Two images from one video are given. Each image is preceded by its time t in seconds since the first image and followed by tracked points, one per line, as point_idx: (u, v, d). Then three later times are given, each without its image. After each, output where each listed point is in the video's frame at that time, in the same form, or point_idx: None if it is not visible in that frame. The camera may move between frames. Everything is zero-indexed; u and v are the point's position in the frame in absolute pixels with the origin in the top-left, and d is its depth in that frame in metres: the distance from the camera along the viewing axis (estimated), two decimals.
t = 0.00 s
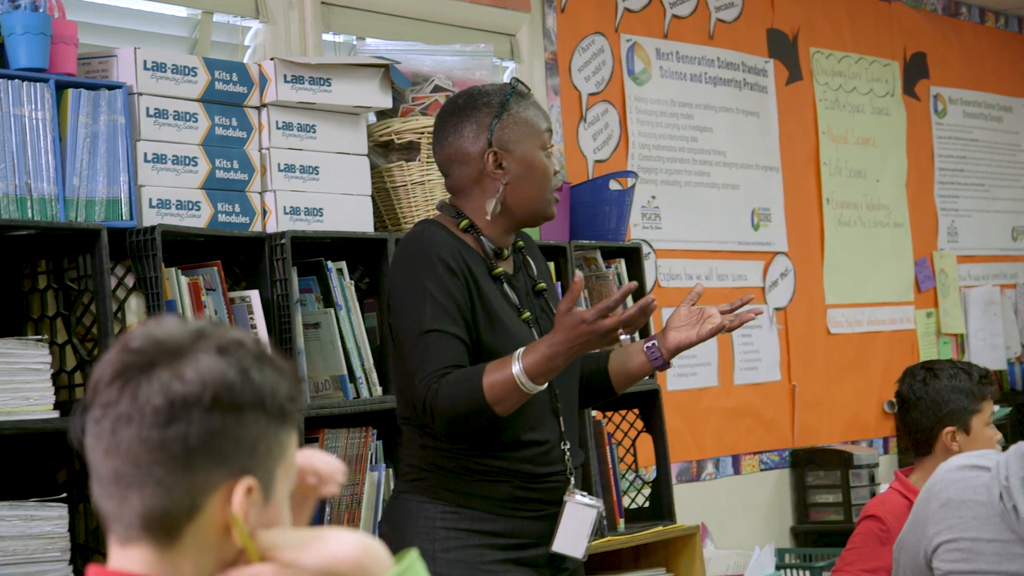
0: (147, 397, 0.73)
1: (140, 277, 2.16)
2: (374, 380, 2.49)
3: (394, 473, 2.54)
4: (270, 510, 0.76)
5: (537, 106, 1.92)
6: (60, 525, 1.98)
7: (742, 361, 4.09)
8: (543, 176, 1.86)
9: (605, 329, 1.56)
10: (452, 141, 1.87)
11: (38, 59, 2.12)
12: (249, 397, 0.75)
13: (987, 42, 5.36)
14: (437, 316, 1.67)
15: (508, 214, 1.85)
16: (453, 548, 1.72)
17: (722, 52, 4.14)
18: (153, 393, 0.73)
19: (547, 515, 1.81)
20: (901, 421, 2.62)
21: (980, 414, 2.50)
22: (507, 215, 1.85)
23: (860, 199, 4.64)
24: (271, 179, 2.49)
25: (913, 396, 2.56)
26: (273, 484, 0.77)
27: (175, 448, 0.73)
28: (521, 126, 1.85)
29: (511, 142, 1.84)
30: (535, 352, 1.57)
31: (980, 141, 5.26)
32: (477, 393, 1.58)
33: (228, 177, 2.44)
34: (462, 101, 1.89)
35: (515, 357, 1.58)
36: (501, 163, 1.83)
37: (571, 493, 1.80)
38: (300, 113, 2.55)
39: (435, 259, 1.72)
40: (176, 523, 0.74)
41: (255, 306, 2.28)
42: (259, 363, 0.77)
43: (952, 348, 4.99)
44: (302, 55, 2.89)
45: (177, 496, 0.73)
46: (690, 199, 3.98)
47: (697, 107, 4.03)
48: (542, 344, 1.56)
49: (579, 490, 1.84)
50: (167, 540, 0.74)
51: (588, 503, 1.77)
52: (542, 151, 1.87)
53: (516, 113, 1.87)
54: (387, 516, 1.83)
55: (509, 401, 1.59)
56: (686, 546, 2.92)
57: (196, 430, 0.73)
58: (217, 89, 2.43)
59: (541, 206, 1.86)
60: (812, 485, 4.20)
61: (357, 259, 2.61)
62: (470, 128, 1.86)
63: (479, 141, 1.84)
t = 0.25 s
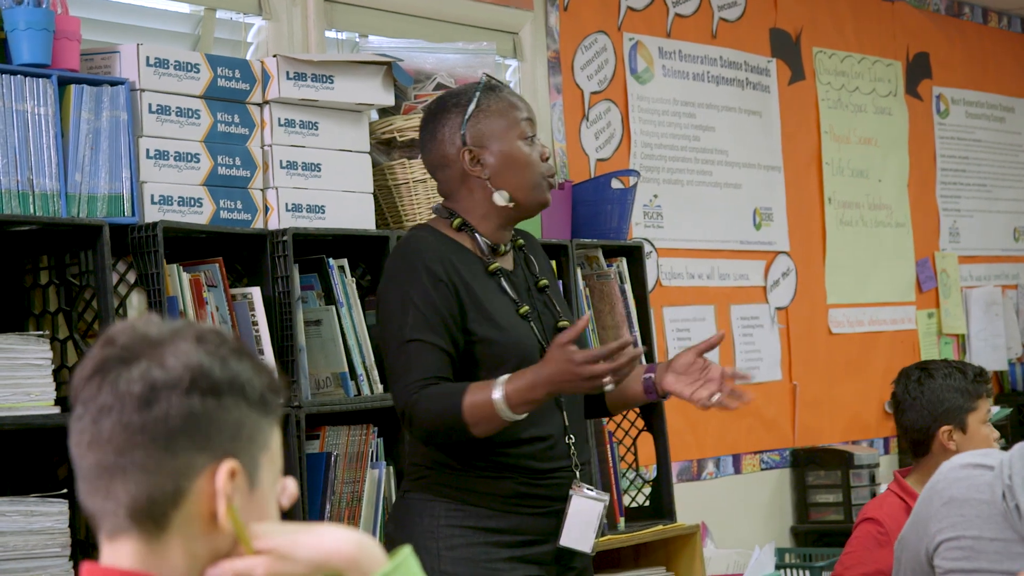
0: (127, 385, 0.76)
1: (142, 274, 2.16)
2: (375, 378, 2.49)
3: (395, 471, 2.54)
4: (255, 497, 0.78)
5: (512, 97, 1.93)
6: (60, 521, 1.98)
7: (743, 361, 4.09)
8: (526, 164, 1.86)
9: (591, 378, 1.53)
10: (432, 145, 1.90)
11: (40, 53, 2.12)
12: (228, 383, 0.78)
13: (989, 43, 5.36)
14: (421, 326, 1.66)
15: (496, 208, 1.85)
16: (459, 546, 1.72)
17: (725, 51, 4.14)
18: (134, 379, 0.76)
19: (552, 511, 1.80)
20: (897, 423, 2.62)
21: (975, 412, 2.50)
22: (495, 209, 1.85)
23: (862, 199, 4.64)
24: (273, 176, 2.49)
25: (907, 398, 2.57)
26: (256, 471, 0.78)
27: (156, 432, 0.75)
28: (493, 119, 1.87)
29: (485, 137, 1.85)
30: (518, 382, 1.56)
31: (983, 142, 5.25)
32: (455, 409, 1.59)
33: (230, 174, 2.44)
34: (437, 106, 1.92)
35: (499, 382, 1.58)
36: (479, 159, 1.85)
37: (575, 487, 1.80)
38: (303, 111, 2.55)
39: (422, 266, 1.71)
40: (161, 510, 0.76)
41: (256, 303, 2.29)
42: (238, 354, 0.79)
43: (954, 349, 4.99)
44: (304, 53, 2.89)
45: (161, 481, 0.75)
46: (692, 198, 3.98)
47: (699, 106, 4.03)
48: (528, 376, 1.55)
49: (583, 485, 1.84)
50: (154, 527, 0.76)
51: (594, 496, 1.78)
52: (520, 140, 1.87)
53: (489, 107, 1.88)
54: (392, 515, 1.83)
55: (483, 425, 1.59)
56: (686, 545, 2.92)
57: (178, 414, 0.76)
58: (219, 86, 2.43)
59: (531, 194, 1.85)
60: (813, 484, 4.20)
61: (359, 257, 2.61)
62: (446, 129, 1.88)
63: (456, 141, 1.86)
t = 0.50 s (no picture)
0: (138, 378, 0.78)
1: (144, 270, 2.16)
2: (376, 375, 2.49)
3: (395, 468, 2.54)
4: (254, 497, 0.80)
5: (509, 99, 1.92)
6: (61, 517, 1.98)
7: (743, 360, 4.08)
8: (515, 163, 1.85)
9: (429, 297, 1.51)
10: (424, 145, 1.92)
11: (42, 48, 2.12)
12: (236, 381, 0.81)
13: (992, 44, 5.36)
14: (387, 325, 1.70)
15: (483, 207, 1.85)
16: (457, 544, 1.72)
17: (727, 50, 4.14)
18: (147, 371, 0.78)
19: (555, 510, 1.78)
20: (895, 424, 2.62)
21: (975, 413, 2.50)
22: (482, 209, 1.85)
23: (863, 200, 4.64)
24: (274, 173, 2.49)
25: (906, 399, 2.57)
26: (257, 472, 0.81)
27: (166, 424, 0.78)
28: (484, 118, 1.87)
29: (474, 136, 1.86)
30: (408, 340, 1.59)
31: (985, 143, 5.25)
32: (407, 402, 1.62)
33: (232, 171, 2.44)
34: (433, 106, 1.94)
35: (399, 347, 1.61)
36: (467, 158, 1.86)
37: (579, 481, 1.77)
38: (304, 108, 2.55)
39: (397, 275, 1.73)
40: (163, 504, 0.77)
41: (257, 299, 2.28)
42: (245, 356, 0.82)
43: (954, 350, 4.98)
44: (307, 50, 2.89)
45: (166, 474, 0.77)
46: (694, 197, 3.98)
47: (701, 105, 4.03)
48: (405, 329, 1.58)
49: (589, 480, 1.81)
50: (155, 521, 0.77)
51: (599, 490, 1.75)
52: (511, 141, 1.87)
53: (481, 107, 1.89)
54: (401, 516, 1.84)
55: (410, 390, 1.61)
56: (685, 544, 2.92)
57: (188, 407, 0.78)
58: (221, 82, 2.43)
59: (518, 193, 1.84)
60: (813, 484, 4.20)
61: (359, 255, 2.63)
62: (439, 129, 1.90)
63: (446, 140, 1.88)
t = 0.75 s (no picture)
0: (149, 374, 0.78)
1: (144, 266, 2.16)
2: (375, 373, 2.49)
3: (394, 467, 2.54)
4: (256, 500, 0.81)
5: (521, 111, 1.90)
6: (60, 513, 1.98)
7: (743, 361, 4.08)
8: (515, 180, 1.84)
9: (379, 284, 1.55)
10: (430, 148, 1.92)
11: (46, 44, 2.12)
12: (245, 381, 0.82)
13: (994, 45, 5.36)
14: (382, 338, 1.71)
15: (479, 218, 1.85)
16: (444, 545, 1.73)
17: (729, 50, 4.14)
18: (159, 367, 0.79)
19: (543, 510, 1.77)
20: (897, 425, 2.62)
21: (976, 414, 2.50)
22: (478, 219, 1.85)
23: (864, 200, 4.64)
24: (275, 170, 2.49)
25: (908, 400, 2.57)
26: (261, 474, 0.82)
27: (176, 422, 0.78)
28: (491, 131, 1.86)
29: (479, 147, 1.85)
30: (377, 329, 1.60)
31: (986, 144, 5.25)
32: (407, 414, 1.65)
33: (232, 168, 2.44)
34: (442, 108, 1.93)
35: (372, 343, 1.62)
36: (469, 168, 1.85)
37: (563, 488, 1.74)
38: (306, 105, 2.55)
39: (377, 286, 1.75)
40: (171, 503, 0.78)
41: (257, 297, 2.28)
42: (251, 357, 0.83)
43: (954, 351, 4.98)
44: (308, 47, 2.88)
45: (176, 473, 0.78)
46: (695, 197, 3.98)
47: (703, 105, 4.03)
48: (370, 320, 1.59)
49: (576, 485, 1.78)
50: (161, 520, 0.78)
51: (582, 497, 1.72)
52: (515, 156, 1.85)
53: (490, 118, 1.87)
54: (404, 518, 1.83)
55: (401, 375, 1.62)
56: (684, 544, 2.92)
57: (200, 405, 0.79)
58: (223, 80, 2.43)
59: (515, 209, 1.84)
60: (812, 485, 4.20)
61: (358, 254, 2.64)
62: (446, 134, 1.90)
63: (451, 147, 1.88)
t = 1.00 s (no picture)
0: (161, 366, 0.79)
1: (144, 263, 2.16)
2: (374, 371, 2.49)
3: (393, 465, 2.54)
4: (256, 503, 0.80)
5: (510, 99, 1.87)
6: (58, 510, 1.98)
7: (743, 361, 4.09)
8: (517, 164, 1.79)
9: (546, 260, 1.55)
10: (426, 147, 1.86)
11: (46, 42, 2.13)
12: (254, 382, 0.83)
13: (995, 47, 5.36)
14: (420, 316, 1.68)
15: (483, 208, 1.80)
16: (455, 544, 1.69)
17: (730, 51, 4.14)
18: (172, 359, 0.79)
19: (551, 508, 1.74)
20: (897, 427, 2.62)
21: (976, 416, 2.50)
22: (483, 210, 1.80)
23: (864, 202, 4.63)
24: (276, 168, 2.49)
25: (908, 401, 2.57)
26: (262, 476, 0.81)
27: (185, 415, 0.78)
28: (485, 119, 1.81)
29: (476, 137, 1.80)
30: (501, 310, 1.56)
31: (986, 146, 5.25)
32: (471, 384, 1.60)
33: (233, 165, 2.44)
34: (434, 107, 1.88)
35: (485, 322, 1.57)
36: (470, 159, 1.80)
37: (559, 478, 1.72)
38: (307, 103, 2.55)
39: (403, 264, 1.73)
40: (171, 499, 0.77)
41: (257, 295, 2.29)
42: (259, 360, 0.85)
43: (954, 353, 4.98)
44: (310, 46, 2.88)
45: (178, 468, 0.77)
46: (695, 198, 3.98)
47: (704, 106, 4.03)
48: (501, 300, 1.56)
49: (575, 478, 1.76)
50: (160, 515, 0.78)
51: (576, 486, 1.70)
52: (512, 141, 1.81)
53: (482, 107, 1.83)
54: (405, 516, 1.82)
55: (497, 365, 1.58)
56: (682, 545, 2.92)
57: (209, 400, 0.79)
58: (224, 77, 2.42)
59: (520, 197, 1.79)
60: (810, 486, 4.20)
61: (359, 251, 2.62)
62: (440, 129, 1.84)
63: (448, 141, 1.82)
